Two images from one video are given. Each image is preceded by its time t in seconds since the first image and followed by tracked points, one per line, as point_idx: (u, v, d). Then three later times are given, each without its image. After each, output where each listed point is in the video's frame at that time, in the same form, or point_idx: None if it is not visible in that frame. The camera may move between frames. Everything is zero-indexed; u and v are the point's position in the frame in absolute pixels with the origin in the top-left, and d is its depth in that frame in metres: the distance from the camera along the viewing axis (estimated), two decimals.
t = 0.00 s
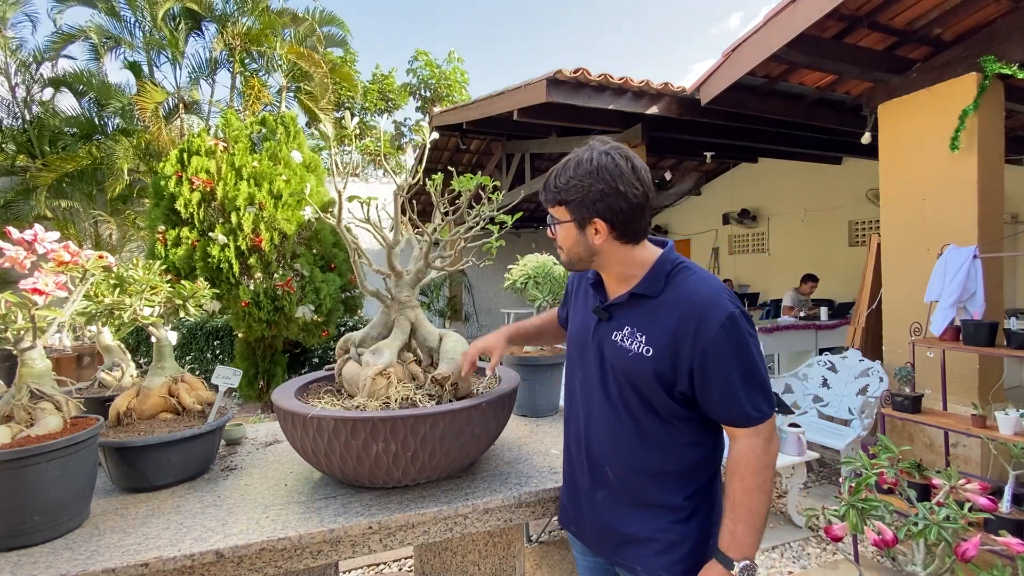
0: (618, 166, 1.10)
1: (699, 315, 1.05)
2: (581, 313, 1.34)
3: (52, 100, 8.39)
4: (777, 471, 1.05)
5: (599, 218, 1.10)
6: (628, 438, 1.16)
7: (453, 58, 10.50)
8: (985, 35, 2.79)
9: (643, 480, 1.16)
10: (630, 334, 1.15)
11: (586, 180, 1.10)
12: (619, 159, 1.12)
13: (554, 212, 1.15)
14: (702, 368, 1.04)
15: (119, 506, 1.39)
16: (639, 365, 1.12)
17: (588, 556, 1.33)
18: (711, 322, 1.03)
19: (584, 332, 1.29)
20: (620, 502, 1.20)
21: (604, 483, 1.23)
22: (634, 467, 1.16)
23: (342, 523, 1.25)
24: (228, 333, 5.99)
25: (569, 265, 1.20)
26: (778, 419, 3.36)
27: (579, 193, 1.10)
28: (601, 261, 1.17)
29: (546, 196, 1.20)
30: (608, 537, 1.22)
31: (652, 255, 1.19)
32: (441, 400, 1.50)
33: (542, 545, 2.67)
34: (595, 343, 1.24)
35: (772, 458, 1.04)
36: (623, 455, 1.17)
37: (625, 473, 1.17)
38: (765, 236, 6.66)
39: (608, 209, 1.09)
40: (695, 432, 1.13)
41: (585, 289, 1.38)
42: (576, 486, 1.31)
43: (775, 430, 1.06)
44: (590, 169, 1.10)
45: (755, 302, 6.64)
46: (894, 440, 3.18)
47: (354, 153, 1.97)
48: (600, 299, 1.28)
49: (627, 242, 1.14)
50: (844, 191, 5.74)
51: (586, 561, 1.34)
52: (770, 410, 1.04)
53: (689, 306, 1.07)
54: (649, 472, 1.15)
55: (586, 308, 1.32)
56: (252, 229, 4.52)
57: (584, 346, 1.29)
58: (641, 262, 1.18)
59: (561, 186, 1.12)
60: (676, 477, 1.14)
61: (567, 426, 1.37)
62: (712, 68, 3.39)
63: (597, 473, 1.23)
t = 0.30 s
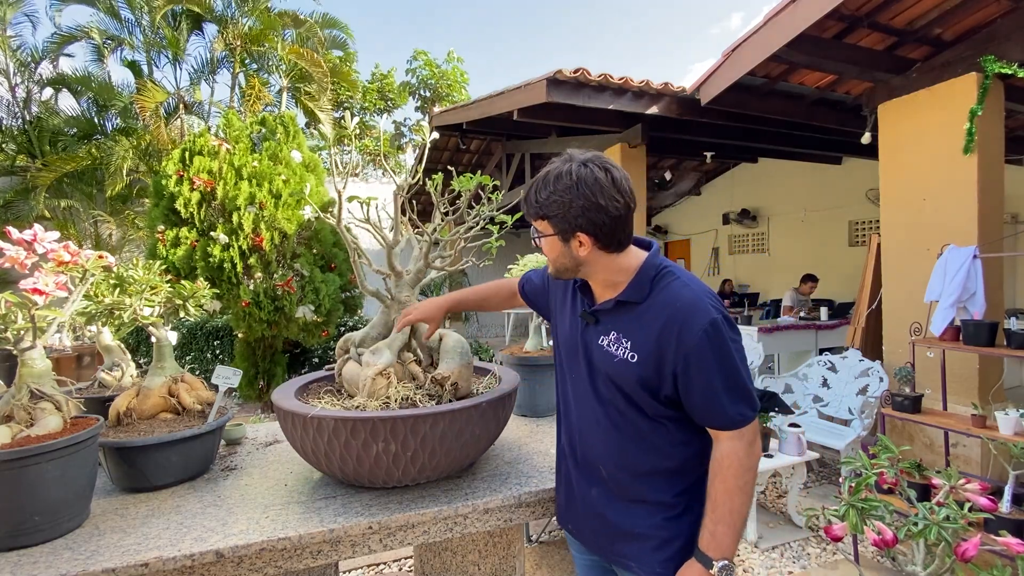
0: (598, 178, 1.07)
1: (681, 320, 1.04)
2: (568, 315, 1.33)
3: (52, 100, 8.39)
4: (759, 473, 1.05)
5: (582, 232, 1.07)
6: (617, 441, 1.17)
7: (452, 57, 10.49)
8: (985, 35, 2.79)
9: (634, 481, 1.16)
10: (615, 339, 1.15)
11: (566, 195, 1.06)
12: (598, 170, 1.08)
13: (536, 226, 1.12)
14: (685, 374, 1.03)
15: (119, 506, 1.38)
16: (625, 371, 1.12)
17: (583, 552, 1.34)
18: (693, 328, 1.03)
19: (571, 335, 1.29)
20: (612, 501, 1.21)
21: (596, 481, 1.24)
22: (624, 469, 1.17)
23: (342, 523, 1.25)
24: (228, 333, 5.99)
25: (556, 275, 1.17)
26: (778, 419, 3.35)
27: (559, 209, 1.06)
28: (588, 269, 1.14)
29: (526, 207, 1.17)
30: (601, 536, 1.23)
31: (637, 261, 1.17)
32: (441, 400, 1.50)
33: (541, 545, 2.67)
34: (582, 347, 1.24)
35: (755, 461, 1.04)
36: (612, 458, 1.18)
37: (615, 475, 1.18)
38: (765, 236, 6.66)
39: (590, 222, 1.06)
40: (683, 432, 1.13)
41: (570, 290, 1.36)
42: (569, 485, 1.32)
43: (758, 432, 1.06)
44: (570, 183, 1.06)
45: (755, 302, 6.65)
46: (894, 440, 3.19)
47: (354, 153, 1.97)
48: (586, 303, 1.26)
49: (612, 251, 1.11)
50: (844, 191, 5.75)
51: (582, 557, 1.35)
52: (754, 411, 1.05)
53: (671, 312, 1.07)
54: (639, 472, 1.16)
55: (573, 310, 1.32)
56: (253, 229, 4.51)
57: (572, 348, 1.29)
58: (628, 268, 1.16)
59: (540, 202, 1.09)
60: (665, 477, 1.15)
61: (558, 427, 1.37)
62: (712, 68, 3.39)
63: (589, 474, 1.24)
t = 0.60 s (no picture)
0: (581, 183, 1.07)
1: (673, 315, 1.04)
2: (558, 317, 1.32)
3: (52, 100, 8.39)
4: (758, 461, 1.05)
5: (569, 236, 1.07)
6: (613, 441, 1.16)
7: (452, 57, 10.49)
8: (985, 35, 2.79)
9: (633, 479, 1.16)
10: (608, 340, 1.14)
11: (551, 201, 1.06)
12: (581, 175, 1.08)
13: (522, 232, 1.12)
14: (679, 370, 1.04)
15: (119, 506, 1.38)
16: (620, 370, 1.12)
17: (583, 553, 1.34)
18: (685, 323, 1.03)
19: (563, 337, 1.28)
20: (611, 501, 1.20)
21: (594, 481, 1.23)
22: (622, 468, 1.16)
23: (342, 523, 1.25)
24: (228, 333, 6.00)
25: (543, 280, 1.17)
26: (778, 419, 3.35)
27: (545, 215, 1.06)
28: (575, 272, 1.14)
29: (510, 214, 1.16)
30: (603, 536, 1.22)
31: (623, 261, 1.17)
32: (440, 399, 1.50)
33: (542, 545, 2.67)
34: (575, 349, 1.23)
35: (751, 449, 1.05)
36: (609, 458, 1.17)
37: (614, 475, 1.18)
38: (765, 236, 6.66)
39: (576, 227, 1.06)
40: (678, 427, 1.13)
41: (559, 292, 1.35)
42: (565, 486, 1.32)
43: (752, 421, 1.06)
44: (554, 189, 1.07)
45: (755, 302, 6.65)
46: (894, 440, 3.19)
47: (353, 153, 1.96)
48: (576, 305, 1.26)
49: (598, 254, 1.11)
50: (844, 191, 5.75)
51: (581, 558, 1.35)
52: (748, 401, 1.05)
53: (662, 309, 1.07)
54: (636, 472, 1.15)
55: (563, 312, 1.31)
56: (253, 229, 4.52)
57: (564, 350, 1.28)
58: (615, 268, 1.16)
59: (526, 208, 1.08)
60: (663, 474, 1.15)
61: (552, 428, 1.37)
62: (712, 68, 3.39)
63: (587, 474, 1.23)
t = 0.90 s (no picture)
0: (571, 185, 1.07)
1: (664, 312, 1.05)
2: (551, 318, 1.32)
3: (51, 100, 8.38)
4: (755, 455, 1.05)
5: (559, 238, 1.07)
6: (611, 441, 1.16)
7: (451, 57, 10.50)
8: (985, 35, 2.79)
9: (631, 478, 1.16)
10: (602, 340, 1.14)
11: (541, 203, 1.06)
12: (571, 178, 1.08)
13: (513, 234, 1.12)
14: (672, 367, 1.03)
15: (119, 506, 1.38)
16: (614, 369, 1.12)
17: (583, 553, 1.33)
18: (677, 319, 1.03)
19: (558, 338, 1.28)
20: (611, 501, 1.20)
21: (593, 482, 1.23)
22: (620, 467, 1.16)
23: (342, 523, 1.25)
24: (228, 333, 6.00)
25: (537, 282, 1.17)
26: (778, 419, 3.35)
27: (536, 217, 1.06)
28: (566, 274, 1.14)
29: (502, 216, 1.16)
30: (603, 536, 1.22)
31: (613, 261, 1.17)
32: (440, 399, 1.51)
33: (542, 545, 2.67)
34: (569, 350, 1.23)
35: (747, 444, 1.05)
36: (607, 458, 1.17)
37: (613, 474, 1.18)
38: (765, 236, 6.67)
39: (566, 229, 1.06)
40: (675, 424, 1.14)
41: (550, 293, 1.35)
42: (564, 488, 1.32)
43: (748, 415, 1.06)
44: (544, 191, 1.07)
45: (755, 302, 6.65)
46: (894, 440, 3.18)
47: (353, 153, 1.96)
48: (569, 307, 1.26)
49: (589, 255, 1.11)
50: (844, 190, 5.75)
51: (582, 558, 1.35)
52: (742, 395, 1.05)
53: (654, 306, 1.07)
54: (635, 471, 1.15)
55: (556, 313, 1.31)
56: (253, 229, 4.52)
57: (558, 351, 1.28)
58: (605, 268, 1.15)
59: (517, 210, 1.09)
60: (661, 472, 1.15)
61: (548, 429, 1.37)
62: (712, 68, 3.39)
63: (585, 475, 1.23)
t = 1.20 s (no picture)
0: (555, 188, 1.07)
1: (653, 309, 1.05)
2: (542, 319, 1.32)
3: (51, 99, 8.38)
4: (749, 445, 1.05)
5: (545, 241, 1.07)
6: (607, 440, 1.16)
7: (451, 57, 10.50)
8: (985, 35, 2.79)
9: (630, 476, 1.16)
10: (594, 339, 1.15)
11: (526, 207, 1.06)
12: (555, 181, 1.08)
13: (500, 239, 1.12)
14: (663, 362, 1.04)
15: (119, 505, 1.38)
16: (606, 368, 1.12)
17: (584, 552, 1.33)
18: (666, 314, 1.03)
19: (550, 339, 1.28)
20: (610, 500, 1.20)
21: (591, 480, 1.23)
22: (618, 465, 1.16)
23: (342, 523, 1.25)
24: (228, 332, 6.00)
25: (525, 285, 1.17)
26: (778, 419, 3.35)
27: (520, 220, 1.06)
28: (553, 276, 1.14)
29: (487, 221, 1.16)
30: (605, 535, 1.22)
31: (600, 261, 1.16)
32: (440, 399, 1.51)
33: (541, 545, 2.67)
34: (562, 350, 1.23)
35: (742, 435, 1.05)
36: (604, 457, 1.17)
37: (611, 473, 1.17)
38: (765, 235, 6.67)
39: (550, 232, 1.06)
40: (670, 420, 1.14)
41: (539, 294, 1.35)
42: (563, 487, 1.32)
43: (741, 406, 1.06)
44: (529, 196, 1.07)
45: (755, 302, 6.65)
46: (894, 440, 3.18)
47: (354, 153, 1.96)
48: (560, 308, 1.26)
49: (576, 257, 1.11)
50: (844, 190, 5.75)
51: (584, 557, 1.34)
52: (734, 387, 1.05)
53: (643, 303, 1.07)
54: (633, 470, 1.15)
55: (547, 314, 1.31)
56: (253, 229, 4.52)
57: (551, 353, 1.28)
58: (593, 269, 1.15)
59: (502, 215, 1.09)
60: (658, 468, 1.15)
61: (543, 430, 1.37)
62: (712, 68, 3.39)
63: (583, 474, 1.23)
